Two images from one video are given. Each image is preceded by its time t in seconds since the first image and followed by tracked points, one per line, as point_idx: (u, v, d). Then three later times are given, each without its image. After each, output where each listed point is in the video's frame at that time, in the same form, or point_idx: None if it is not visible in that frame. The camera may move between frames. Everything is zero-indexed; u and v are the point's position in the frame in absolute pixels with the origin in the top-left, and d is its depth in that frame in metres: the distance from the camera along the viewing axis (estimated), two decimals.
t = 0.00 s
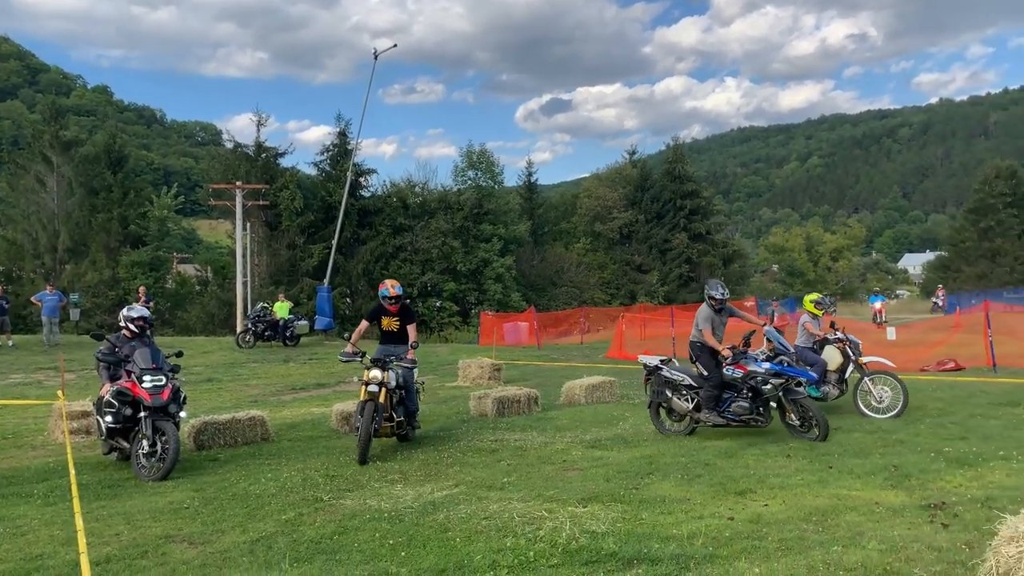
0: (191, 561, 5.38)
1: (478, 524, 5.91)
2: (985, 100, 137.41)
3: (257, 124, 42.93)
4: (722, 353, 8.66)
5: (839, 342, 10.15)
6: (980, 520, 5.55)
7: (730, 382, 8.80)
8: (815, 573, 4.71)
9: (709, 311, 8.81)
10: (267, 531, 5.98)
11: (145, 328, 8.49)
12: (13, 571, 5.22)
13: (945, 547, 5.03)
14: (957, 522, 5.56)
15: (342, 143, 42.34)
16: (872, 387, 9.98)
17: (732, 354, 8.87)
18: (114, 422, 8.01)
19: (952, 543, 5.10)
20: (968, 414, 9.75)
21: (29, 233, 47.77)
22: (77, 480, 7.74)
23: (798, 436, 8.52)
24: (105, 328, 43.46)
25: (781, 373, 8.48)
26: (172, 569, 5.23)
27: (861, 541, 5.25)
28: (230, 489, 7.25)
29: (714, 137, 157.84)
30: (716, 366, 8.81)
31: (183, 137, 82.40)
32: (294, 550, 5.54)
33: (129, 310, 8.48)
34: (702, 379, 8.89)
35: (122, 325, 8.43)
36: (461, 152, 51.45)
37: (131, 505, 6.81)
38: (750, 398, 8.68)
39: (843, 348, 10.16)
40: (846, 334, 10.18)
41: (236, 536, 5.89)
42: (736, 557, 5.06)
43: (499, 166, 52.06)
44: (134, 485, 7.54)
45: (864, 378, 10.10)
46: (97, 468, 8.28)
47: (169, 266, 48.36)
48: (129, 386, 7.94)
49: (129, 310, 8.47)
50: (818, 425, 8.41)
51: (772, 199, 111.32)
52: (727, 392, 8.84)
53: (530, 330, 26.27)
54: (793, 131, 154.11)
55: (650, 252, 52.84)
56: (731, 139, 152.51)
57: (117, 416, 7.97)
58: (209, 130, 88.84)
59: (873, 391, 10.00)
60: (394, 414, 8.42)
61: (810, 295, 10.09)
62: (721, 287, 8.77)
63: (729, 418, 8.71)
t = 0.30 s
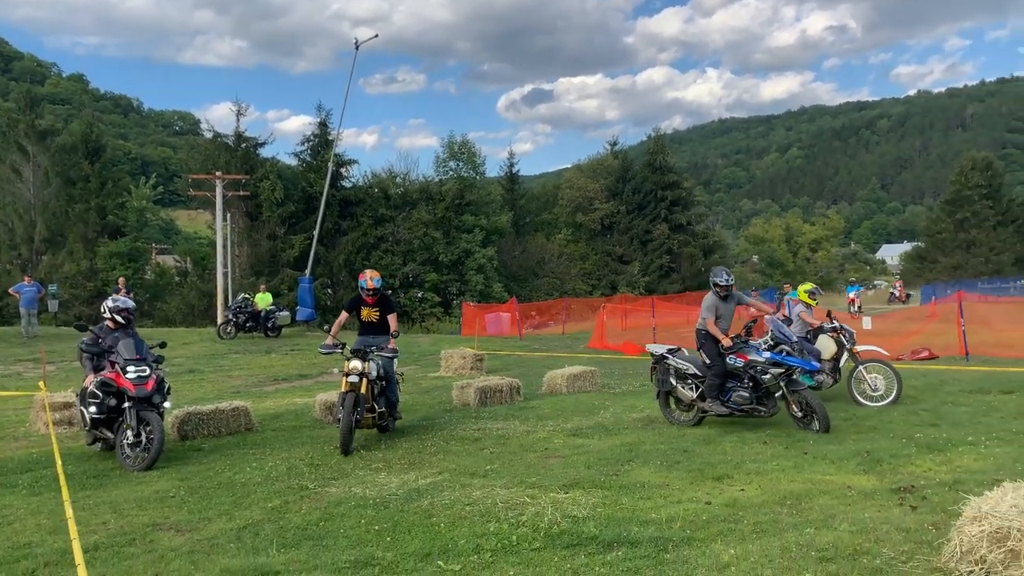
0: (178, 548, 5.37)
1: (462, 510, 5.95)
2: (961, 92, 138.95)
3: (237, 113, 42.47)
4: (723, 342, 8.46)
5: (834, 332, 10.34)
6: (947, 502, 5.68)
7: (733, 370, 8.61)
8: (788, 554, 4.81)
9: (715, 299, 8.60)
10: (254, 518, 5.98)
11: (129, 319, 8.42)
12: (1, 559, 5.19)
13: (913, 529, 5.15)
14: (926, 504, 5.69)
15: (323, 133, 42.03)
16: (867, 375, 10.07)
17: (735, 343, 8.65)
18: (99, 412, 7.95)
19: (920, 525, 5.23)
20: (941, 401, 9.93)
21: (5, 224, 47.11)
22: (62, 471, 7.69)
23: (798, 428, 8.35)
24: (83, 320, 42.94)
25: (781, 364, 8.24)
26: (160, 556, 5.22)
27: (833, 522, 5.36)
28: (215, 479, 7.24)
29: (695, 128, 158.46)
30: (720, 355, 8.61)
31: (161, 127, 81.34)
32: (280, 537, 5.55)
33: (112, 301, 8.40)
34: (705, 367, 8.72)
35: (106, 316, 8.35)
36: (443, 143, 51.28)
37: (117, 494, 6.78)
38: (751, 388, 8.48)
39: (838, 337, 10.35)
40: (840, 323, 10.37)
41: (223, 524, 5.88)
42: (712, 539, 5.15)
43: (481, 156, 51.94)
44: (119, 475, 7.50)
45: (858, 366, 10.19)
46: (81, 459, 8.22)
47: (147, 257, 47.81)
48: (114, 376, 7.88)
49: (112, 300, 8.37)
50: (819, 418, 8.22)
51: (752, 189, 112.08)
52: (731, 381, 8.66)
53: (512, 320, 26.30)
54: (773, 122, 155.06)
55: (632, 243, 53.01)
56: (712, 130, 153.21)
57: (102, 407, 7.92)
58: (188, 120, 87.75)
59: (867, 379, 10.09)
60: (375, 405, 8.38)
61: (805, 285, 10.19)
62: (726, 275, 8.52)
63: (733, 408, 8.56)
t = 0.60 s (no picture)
0: (174, 528, 5.40)
1: (451, 490, 6.01)
2: (948, 80, 139.38)
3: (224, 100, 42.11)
4: (722, 328, 8.31)
5: (830, 316, 10.35)
6: (921, 481, 5.80)
7: (733, 357, 8.43)
8: (767, 530, 4.91)
9: (718, 284, 8.46)
10: (247, 500, 6.01)
11: (121, 306, 8.40)
12: None
13: (888, 506, 5.25)
14: (901, 483, 5.79)
15: (311, 120, 41.74)
16: (861, 359, 10.16)
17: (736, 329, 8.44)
18: (92, 398, 7.90)
19: (894, 502, 5.33)
20: (920, 385, 10.07)
21: None
22: (56, 455, 7.67)
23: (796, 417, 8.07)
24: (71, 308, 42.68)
25: (778, 350, 8.00)
26: (156, 536, 5.24)
27: (812, 500, 5.44)
28: (209, 462, 7.26)
29: (684, 116, 158.51)
30: (720, 341, 8.44)
31: (148, 114, 80.60)
32: (274, 516, 5.59)
33: (104, 288, 8.38)
34: (706, 353, 8.59)
35: (98, 303, 8.34)
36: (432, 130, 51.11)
37: (111, 478, 6.79)
38: (749, 374, 8.29)
39: (834, 322, 10.39)
40: (837, 308, 10.39)
41: (218, 505, 5.91)
42: (694, 517, 5.24)
43: (470, 144, 51.80)
44: (113, 460, 7.50)
45: (854, 351, 10.27)
46: (75, 444, 8.20)
47: (135, 245, 47.51)
48: (106, 361, 7.84)
49: (104, 287, 8.34)
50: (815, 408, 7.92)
51: (740, 177, 112.43)
52: (733, 367, 8.49)
53: (501, 308, 26.34)
54: (762, 110, 155.29)
55: (620, 231, 53.09)
56: (701, 118, 153.37)
57: (95, 392, 7.87)
58: (174, 107, 87.00)
59: (862, 363, 10.18)
60: (361, 392, 8.42)
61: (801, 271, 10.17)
62: (729, 259, 8.42)
63: (733, 395, 8.39)
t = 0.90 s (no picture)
0: (166, 521, 5.40)
1: (441, 482, 6.04)
2: (933, 72, 140.14)
3: (210, 91, 41.67)
4: (719, 320, 8.17)
5: (826, 309, 10.54)
6: (900, 471, 5.89)
7: (733, 350, 8.22)
8: (750, 520, 4.97)
9: (718, 276, 8.50)
10: (238, 492, 6.01)
11: (109, 300, 8.35)
12: None
13: (869, 495, 5.33)
14: (881, 473, 5.88)
15: (297, 111, 41.42)
16: (858, 350, 10.23)
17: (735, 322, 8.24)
18: (81, 391, 7.87)
19: (875, 492, 5.40)
20: (902, 376, 10.20)
21: None
22: (44, 449, 7.62)
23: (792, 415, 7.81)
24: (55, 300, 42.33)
25: (771, 343, 7.73)
26: (147, 529, 5.24)
27: (794, 491, 5.51)
28: (199, 455, 7.24)
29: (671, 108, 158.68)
30: (719, 334, 8.28)
31: (132, 103, 79.74)
32: (265, 509, 5.60)
33: (92, 282, 8.32)
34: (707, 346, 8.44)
35: (86, 297, 8.29)
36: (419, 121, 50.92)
37: (101, 471, 6.76)
38: (747, 367, 8.06)
39: (831, 314, 10.59)
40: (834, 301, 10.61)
41: (209, 498, 5.91)
42: (680, 507, 5.29)
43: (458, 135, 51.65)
44: (102, 454, 7.46)
45: (850, 343, 10.35)
46: (64, 438, 8.14)
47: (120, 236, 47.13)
48: (95, 355, 7.78)
49: (92, 280, 8.31)
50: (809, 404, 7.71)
51: (727, 168, 112.88)
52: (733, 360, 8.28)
53: (490, 300, 26.36)
54: (749, 101, 155.72)
55: (607, 222, 53.15)
56: (688, 109, 153.60)
57: (84, 386, 7.82)
58: (158, 96, 86.21)
59: (858, 354, 10.24)
60: (345, 386, 8.37)
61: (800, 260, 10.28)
62: (727, 251, 8.38)
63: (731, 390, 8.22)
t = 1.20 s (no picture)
0: (158, 522, 5.37)
1: (432, 482, 6.04)
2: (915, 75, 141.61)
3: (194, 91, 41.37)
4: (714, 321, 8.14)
5: (822, 309, 10.48)
6: (884, 469, 5.95)
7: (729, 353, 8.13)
8: (738, 518, 5.01)
9: (717, 277, 8.52)
10: (230, 493, 5.98)
11: (97, 301, 8.27)
12: None
13: (853, 493, 5.39)
14: (865, 471, 5.94)
15: (283, 111, 41.25)
16: (856, 351, 10.34)
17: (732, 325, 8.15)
18: (70, 393, 7.81)
19: (859, 489, 5.47)
20: (886, 376, 10.31)
21: None
22: (30, 451, 7.53)
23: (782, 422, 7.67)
24: (38, 302, 41.89)
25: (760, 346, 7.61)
26: (139, 530, 5.20)
27: (780, 489, 5.56)
28: (189, 456, 7.20)
29: (657, 110, 159.39)
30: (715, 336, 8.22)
31: (115, 104, 79.07)
32: (257, 509, 5.57)
33: (80, 283, 8.24)
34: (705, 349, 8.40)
35: (74, 299, 8.20)
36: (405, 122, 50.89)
37: (91, 473, 6.71)
38: (740, 371, 7.94)
39: (828, 315, 10.49)
40: (829, 301, 10.51)
41: (200, 499, 5.88)
42: (669, 506, 5.32)
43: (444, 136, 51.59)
44: (91, 456, 7.40)
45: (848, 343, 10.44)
46: (51, 440, 8.06)
47: (104, 237, 46.68)
48: (84, 357, 7.72)
49: (80, 282, 8.23)
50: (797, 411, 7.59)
51: (712, 170, 113.55)
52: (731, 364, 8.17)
53: (476, 301, 26.35)
54: (733, 103, 156.74)
55: (593, 224, 53.23)
56: (673, 111, 154.33)
57: (72, 388, 7.75)
58: (142, 97, 85.46)
59: (856, 355, 10.37)
60: (329, 389, 8.26)
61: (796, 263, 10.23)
62: (723, 252, 8.42)
63: (726, 394, 8.13)
